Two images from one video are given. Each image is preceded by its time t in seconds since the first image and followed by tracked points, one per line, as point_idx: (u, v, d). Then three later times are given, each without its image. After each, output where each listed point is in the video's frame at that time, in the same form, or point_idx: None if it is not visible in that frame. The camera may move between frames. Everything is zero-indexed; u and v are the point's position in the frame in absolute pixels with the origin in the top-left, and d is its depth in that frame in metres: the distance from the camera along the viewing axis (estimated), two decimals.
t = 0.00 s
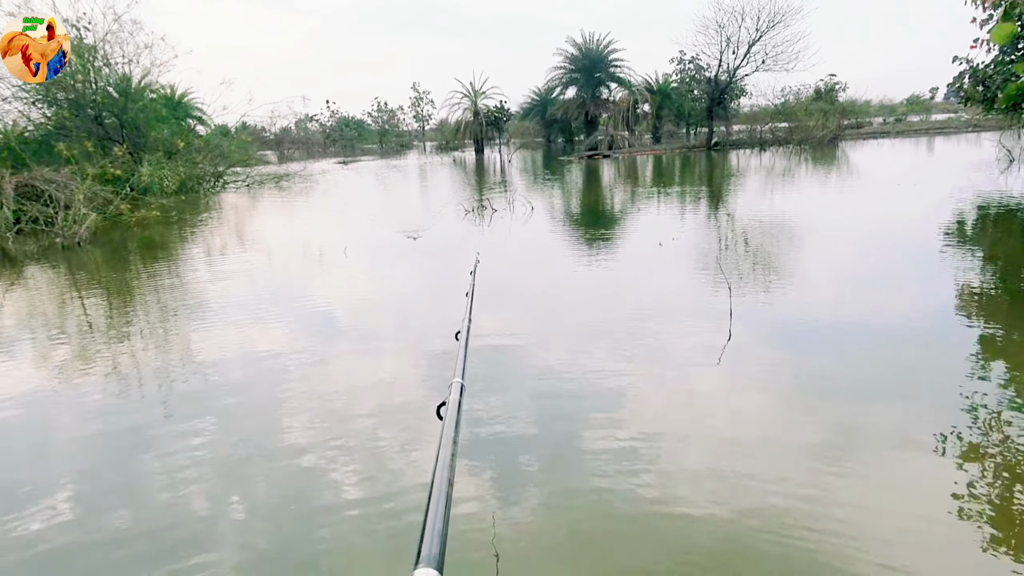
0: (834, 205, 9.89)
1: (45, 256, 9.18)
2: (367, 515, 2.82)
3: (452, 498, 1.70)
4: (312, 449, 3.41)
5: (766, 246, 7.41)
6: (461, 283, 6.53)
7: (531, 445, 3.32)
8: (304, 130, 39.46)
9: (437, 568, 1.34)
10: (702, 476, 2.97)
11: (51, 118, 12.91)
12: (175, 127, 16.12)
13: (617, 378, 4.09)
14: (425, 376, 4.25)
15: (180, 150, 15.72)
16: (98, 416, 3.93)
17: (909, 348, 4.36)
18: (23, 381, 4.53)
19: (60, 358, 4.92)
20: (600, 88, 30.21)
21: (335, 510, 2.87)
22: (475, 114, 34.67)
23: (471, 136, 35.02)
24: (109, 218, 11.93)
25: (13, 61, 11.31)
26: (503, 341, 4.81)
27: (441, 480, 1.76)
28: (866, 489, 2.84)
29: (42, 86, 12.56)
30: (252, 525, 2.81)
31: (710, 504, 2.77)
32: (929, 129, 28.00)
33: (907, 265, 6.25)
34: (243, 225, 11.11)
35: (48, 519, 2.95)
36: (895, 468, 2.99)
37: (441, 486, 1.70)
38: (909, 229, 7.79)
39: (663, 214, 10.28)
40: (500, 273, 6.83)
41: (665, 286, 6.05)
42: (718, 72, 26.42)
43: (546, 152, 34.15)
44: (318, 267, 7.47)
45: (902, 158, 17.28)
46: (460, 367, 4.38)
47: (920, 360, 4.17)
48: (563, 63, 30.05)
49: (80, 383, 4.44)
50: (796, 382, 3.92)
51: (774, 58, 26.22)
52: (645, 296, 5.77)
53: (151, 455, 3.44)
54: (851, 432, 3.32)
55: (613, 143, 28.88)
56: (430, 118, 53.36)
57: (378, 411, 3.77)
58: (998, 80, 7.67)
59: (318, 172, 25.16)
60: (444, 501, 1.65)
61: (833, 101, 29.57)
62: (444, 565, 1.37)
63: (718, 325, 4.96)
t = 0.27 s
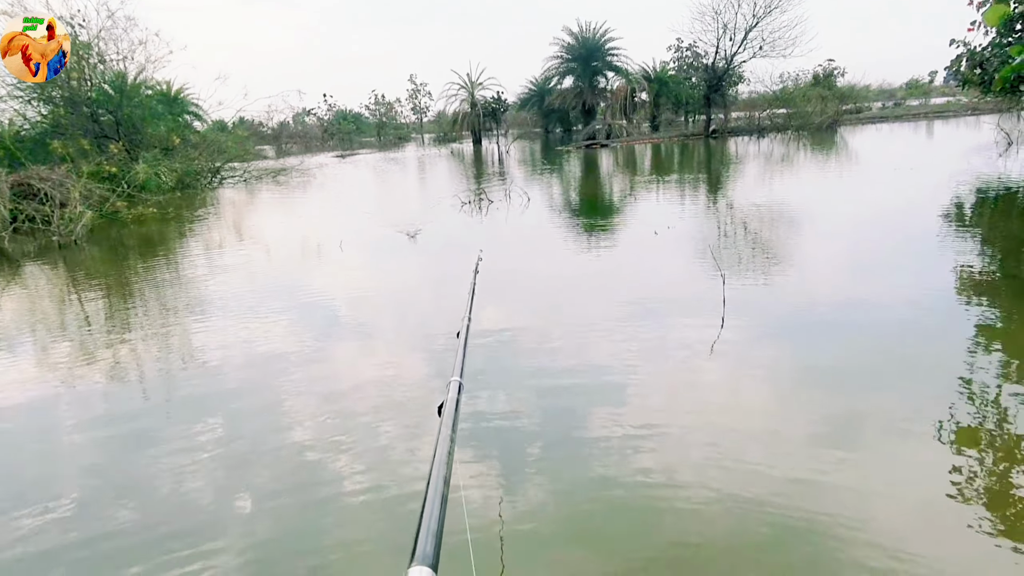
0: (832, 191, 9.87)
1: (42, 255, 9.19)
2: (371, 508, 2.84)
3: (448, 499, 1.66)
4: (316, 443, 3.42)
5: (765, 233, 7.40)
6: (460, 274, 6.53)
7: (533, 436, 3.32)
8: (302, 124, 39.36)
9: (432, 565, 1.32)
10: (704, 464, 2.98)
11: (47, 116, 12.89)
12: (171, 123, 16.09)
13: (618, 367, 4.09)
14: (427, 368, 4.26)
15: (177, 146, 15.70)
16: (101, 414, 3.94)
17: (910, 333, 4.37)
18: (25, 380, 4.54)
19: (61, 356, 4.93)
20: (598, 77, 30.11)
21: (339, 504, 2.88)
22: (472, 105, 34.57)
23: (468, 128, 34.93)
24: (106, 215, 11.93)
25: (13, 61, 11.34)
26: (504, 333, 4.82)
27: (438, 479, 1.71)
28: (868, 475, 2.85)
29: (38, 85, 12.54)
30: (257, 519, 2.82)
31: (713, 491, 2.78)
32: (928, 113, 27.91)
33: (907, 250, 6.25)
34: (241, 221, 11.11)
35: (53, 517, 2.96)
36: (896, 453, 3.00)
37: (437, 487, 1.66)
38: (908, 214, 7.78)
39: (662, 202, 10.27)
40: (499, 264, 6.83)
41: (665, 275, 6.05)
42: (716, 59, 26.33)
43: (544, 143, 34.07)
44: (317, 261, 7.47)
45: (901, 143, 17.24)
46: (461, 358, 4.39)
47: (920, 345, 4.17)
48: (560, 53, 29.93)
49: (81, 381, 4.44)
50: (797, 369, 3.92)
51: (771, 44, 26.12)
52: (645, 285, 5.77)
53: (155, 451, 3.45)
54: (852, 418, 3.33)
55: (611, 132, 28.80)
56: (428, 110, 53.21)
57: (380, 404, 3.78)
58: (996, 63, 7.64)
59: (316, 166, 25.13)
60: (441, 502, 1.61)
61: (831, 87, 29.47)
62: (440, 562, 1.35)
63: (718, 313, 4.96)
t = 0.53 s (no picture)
0: (831, 180, 9.87)
1: (41, 252, 9.19)
2: (376, 500, 2.85)
3: (444, 500, 1.66)
4: (320, 436, 3.43)
5: (764, 223, 7.40)
6: (461, 267, 6.54)
7: (535, 427, 3.34)
8: (299, 118, 39.30)
9: (426, 565, 1.32)
10: (705, 454, 3.00)
11: (44, 114, 12.88)
12: (169, 119, 16.08)
13: (619, 358, 4.10)
14: (428, 361, 4.28)
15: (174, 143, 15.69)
16: (104, 410, 3.95)
17: (910, 321, 4.38)
18: (27, 377, 4.55)
19: (62, 353, 4.94)
20: (595, 68, 30.05)
21: (343, 497, 2.90)
22: (470, 98, 34.50)
23: (466, 121, 34.88)
24: (104, 213, 11.93)
25: (14, 61, 11.43)
26: (505, 324, 4.83)
27: (433, 480, 1.70)
28: (868, 462, 2.87)
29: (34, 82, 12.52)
30: (262, 513, 2.84)
31: (716, 481, 2.79)
32: (926, 101, 27.85)
33: (905, 238, 6.26)
34: (240, 216, 11.11)
35: (59, 513, 2.98)
36: (898, 440, 3.01)
37: (431, 488, 1.65)
38: (907, 202, 7.78)
39: (661, 193, 10.27)
40: (498, 257, 6.84)
41: (664, 266, 6.05)
42: (714, 49, 26.28)
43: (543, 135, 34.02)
44: (316, 255, 7.49)
45: (899, 131, 17.23)
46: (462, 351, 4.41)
47: (919, 333, 4.19)
48: (557, 45, 29.86)
49: (83, 378, 4.46)
50: (796, 358, 3.94)
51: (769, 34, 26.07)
52: (644, 276, 5.78)
53: (158, 447, 3.47)
54: (852, 406, 3.34)
55: (609, 124, 28.76)
56: (426, 104, 53.11)
57: (383, 397, 3.80)
58: (993, 50, 7.64)
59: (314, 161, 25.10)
60: (436, 503, 1.60)
61: (829, 76, 29.42)
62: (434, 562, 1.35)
63: (718, 303, 4.97)
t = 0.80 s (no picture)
0: (833, 172, 9.84)
1: (42, 249, 9.20)
2: (380, 498, 2.84)
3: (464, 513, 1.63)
4: (324, 433, 3.43)
5: (766, 216, 7.38)
6: (462, 262, 6.53)
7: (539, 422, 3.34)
8: (300, 114, 39.25)
9: None
10: (710, 448, 2.99)
11: (44, 111, 12.87)
12: (169, 116, 16.09)
13: (622, 352, 4.10)
14: (431, 356, 4.28)
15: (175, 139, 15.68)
16: (108, 408, 3.96)
17: (913, 314, 4.36)
18: (31, 375, 4.56)
19: (65, 351, 4.94)
20: (596, 62, 29.96)
21: (347, 493, 2.90)
22: (471, 92, 34.43)
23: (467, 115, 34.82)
24: (105, 210, 11.93)
25: (13, 61, 11.49)
26: (507, 319, 4.82)
27: (452, 491, 1.67)
28: (873, 455, 2.86)
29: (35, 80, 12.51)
30: (268, 510, 2.84)
31: (720, 476, 2.78)
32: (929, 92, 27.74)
33: (908, 231, 6.24)
34: (241, 212, 11.11)
35: (65, 511, 2.98)
36: (901, 434, 3.00)
37: (450, 507, 1.58)
38: (909, 194, 7.76)
39: (663, 186, 10.25)
40: (500, 252, 6.83)
41: (667, 260, 6.04)
42: (715, 41, 26.19)
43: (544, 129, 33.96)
44: (318, 251, 7.48)
45: (901, 123, 17.17)
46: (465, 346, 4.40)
47: (922, 325, 4.17)
48: (558, 38, 29.77)
49: (86, 375, 4.46)
50: (800, 351, 3.93)
51: (770, 26, 25.97)
52: (647, 270, 5.77)
53: (163, 444, 3.47)
54: (856, 399, 3.33)
55: (610, 117, 28.69)
56: (427, 99, 53.03)
57: (386, 392, 3.80)
58: (996, 40, 7.60)
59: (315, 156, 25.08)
60: (455, 516, 1.57)
61: (831, 68, 29.32)
62: None
63: (721, 297, 4.96)
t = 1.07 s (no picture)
0: (834, 166, 9.82)
1: (44, 249, 9.20)
2: (383, 493, 2.86)
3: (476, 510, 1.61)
4: (327, 430, 3.43)
5: (768, 210, 7.37)
6: (463, 259, 6.52)
7: (541, 418, 3.34)
8: (300, 111, 39.22)
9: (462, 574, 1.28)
10: (712, 443, 2.99)
11: (45, 110, 12.87)
12: (170, 114, 16.08)
13: (624, 348, 4.10)
14: (433, 353, 4.28)
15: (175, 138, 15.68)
16: (112, 406, 3.97)
17: (916, 307, 4.36)
18: (34, 374, 4.57)
19: (68, 350, 4.95)
20: (597, 57, 29.90)
21: (350, 490, 2.90)
22: (471, 88, 34.37)
23: (468, 112, 34.77)
24: (106, 208, 11.93)
25: (13, 61, 11.53)
26: (509, 316, 4.82)
27: (465, 489, 1.66)
28: (874, 449, 2.86)
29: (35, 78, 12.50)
30: (272, 507, 2.85)
31: (725, 471, 2.78)
32: (930, 85, 27.67)
33: (909, 224, 6.22)
34: (242, 210, 11.11)
35: (69, 510, 2.99)
36: (902, 427, 3.01)
37: (464, 501, 1.59)
38: (911, 188, 7.74)
39: (664, 181, 10.23)
40: (502, 248, 6.82)
41: (668, 255, 6.03)
42: (715, 36, 26.14)
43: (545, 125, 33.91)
44: (319, 249, 7.47)
45: (902, 116, 17.14)
46: (467, 342, 4.40)
47: (924, 318, 4.17)
48: (558, 34, 29.72)
49: (89, 374, 4.46)
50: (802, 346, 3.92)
51: (771, 20, 25.89)
52: (647, 265, 5.76)
53: (166, 442, 3.48)
54: (859, 393, 3.33)
55: (610, 112, 28.62)
56: (427, 95, 52.95)
57: (389, 389, 3.80)
58: (997, 33, 7.58)
59: (315, 154, 25.06)
60: (468, 513, 1.56)
61: (832, 61, 29.26)
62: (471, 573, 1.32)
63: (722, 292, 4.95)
